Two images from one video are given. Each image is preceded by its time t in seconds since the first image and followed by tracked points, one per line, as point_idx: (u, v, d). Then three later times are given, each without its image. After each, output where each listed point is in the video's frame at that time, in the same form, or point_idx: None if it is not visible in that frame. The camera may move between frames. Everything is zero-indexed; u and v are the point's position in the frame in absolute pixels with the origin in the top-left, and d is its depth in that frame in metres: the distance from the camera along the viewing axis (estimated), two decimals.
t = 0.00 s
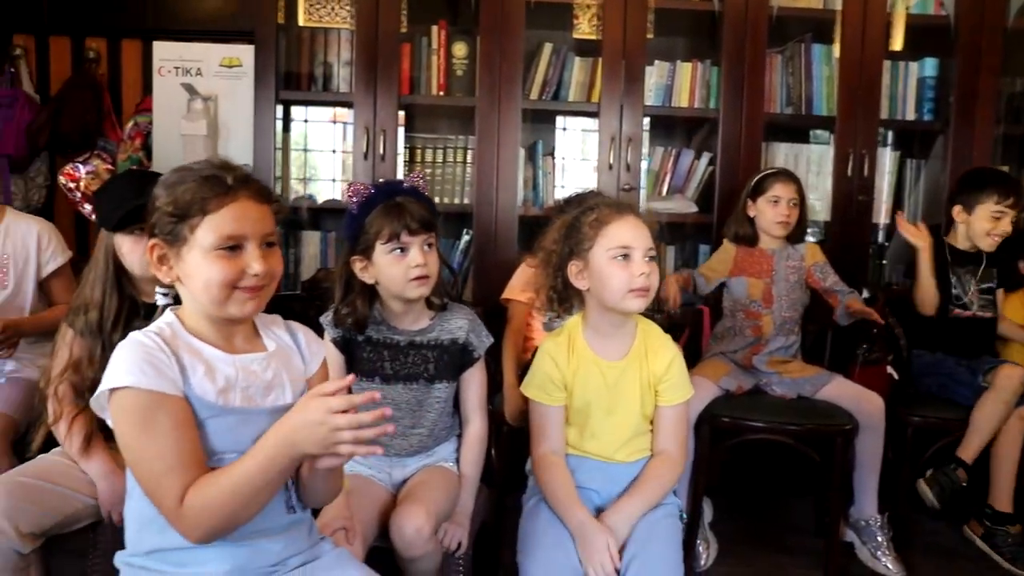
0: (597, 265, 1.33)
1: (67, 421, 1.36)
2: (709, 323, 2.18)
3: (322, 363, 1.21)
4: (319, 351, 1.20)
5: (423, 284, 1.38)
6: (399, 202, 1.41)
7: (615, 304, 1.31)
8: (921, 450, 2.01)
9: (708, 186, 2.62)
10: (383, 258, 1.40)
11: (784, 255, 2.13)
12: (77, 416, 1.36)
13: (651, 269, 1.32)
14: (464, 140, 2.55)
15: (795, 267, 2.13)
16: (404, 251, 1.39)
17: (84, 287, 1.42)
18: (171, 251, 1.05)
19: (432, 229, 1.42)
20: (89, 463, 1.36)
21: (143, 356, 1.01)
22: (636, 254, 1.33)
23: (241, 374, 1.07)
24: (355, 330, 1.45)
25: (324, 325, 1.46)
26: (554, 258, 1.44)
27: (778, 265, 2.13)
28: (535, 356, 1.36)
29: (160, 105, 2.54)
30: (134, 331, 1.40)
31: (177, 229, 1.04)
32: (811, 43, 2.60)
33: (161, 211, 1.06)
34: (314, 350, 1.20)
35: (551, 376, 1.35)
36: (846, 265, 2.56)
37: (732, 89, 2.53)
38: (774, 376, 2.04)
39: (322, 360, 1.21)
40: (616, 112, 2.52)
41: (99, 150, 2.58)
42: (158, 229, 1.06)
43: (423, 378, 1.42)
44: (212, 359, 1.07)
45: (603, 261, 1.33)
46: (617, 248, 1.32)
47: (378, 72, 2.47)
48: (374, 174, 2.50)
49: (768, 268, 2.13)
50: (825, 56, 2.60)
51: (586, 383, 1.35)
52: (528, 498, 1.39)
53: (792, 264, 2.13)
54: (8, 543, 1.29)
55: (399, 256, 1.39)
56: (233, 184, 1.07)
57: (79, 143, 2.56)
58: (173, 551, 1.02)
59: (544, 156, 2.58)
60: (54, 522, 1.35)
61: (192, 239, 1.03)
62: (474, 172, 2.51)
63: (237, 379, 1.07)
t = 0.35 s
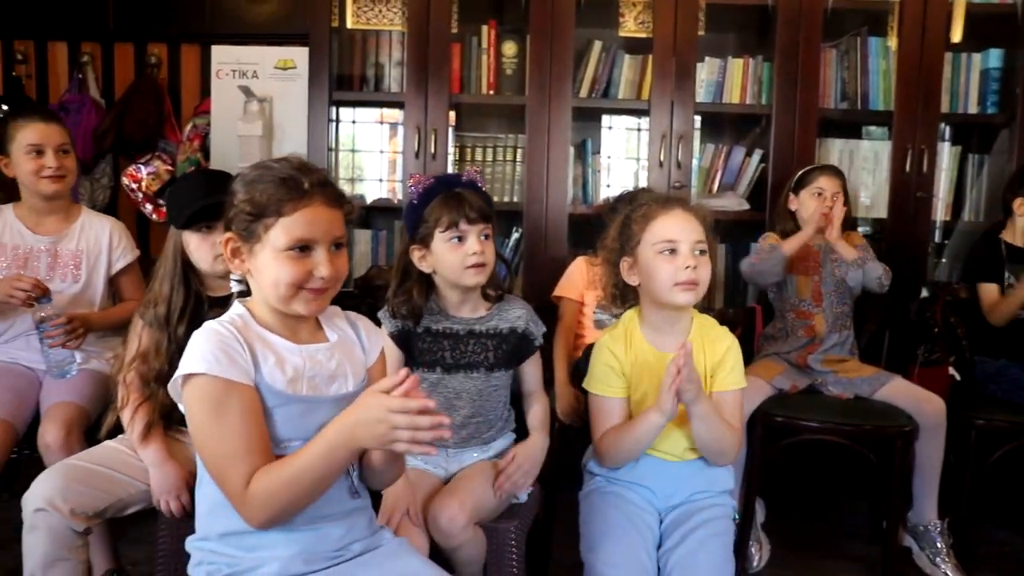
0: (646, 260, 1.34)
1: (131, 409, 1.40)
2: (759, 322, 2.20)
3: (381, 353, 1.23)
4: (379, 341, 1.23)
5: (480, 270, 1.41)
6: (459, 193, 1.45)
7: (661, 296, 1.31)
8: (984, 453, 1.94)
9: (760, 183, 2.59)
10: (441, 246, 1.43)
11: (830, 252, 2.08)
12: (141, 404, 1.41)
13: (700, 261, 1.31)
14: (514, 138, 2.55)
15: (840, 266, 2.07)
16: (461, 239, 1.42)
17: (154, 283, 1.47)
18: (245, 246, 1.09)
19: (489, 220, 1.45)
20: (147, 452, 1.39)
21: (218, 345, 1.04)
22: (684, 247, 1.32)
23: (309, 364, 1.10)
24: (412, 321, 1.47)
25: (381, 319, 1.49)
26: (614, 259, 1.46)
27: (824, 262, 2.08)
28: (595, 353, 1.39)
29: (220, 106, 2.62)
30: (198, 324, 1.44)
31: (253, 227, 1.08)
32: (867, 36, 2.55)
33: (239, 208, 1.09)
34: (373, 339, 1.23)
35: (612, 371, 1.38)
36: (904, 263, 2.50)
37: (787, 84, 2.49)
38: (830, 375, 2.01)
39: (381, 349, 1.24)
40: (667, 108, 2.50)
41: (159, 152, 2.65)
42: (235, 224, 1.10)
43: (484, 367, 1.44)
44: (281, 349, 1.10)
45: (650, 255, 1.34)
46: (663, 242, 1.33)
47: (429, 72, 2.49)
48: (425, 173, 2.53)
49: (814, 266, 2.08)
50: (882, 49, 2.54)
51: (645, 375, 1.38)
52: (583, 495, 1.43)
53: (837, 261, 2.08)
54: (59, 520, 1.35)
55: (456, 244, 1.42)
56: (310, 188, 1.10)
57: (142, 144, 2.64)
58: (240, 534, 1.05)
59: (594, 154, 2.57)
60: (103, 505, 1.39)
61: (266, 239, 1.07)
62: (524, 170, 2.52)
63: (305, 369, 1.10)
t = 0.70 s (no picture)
0: (682, 261, 1.42)
1: (181, 399, 1.43)
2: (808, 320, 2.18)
3: (423, 346, 1.24)
4: (420, 334, 1.24)
5: (528, 263, 1.43)
6: (510, 187, 1.47)
7: (694, 295, 1.39)
8: None
9: (808, 180, 2.54)
10: (491, 237, 1.46)
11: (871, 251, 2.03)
12: (190, 395, 1.43)
13: (728, 264, 1.36)
14: (557, 136, 2.54)
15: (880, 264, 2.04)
16: (509, 232, 1.44)
17: (206, 276, 1.49)
18: (295, 244, 1.10)
19: (538, 215, 1.46)
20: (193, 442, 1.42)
21: (261, 340, 1.06)
22: (715, 250, 1.38)
23: (350, 357, 1.11)
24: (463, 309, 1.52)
25: (433, 315, 1.50)
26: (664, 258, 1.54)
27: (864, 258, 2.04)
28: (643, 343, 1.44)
29: (268, 106, 2.69)
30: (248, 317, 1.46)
31: (303, 225, 1.09)
32: (922, 28, 2.48)
33: (290, 206, 1.11)
34: (415, 333, 1.24)
35: (658, 360, 1.42)
36: (961, 262, 2.42)
37: (837, 79, 2.44)
38: (882, 376, 1.96)
39: (423, 342, 1.24)
40: (714, 104, 2.47)
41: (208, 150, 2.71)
42: (286, 222, 1.12)
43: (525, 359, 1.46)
44: (323, 343, 1.11)
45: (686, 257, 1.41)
46: (695, 246, 1.40)
47: (473, 71, 2.50)
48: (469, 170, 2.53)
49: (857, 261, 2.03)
50: (937, 41, 2.47)
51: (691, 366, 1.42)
52: (629, 493, 1.42)
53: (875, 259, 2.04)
54: (109, 506, 1.40)
55: (504, 238, 1.44)
56: (359, 187, 1.11)
57: (192, 143, 2.69)
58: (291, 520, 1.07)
59: (638, 151, 2.54)
60: (148, 493, 1.42)
61: (316, 236, 1.08)
62: (568, 168, 2.51)
63: (346, 361, 1.11)
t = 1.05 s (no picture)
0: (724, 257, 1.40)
1: (225, 394, 1.44)
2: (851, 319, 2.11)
3: (458, 346, 1.24)
4: (456, 333, 1.23)
5: (568, 257, 1.41)
6: (552, 181, 1.46)
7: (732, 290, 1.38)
8: None
9: (851, 177, 2.47)
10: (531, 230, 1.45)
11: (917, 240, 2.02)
12: (233, 391, 1.44)
13: (766, 262, 1.34)
14: (594, 132, 2.51)
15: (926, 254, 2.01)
16: (550, 227, 1.43)
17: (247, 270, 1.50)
18: (334, 243, 1.10)
19: (579, 210, 1.45)
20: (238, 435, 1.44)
21: (305, 339, 1.05)
22: (754, 246, 1.35)
23: (389, 358, 1.10)
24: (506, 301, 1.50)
25: (475, 311, 1.48)
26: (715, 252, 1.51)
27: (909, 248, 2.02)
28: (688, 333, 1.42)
29: (306, 105, 2.71)
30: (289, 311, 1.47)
31: (343, 224, 1.08)
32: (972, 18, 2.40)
33: (328, 205, 1.10)
34: (450, 332, 1.23)
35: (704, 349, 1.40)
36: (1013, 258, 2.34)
37: (882, 72, 2.37)
38: (930, 377, 1.90)
39: (458, 342, 1.24)
40: (755, 100, 2.43)
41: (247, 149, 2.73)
42: (324, 221, 1.11)
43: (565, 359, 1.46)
44: (363, 344, 1.10)
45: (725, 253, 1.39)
46: (734, 242, 1.37)
47: (510, 67, 2.49)
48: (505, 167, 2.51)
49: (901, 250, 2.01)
50: (988, 32, 2.39)
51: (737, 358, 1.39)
52: (669, 489, 1.39)
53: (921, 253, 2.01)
54: (169, 501, 1.41)
55: (545, 230, 1.43)
56: (399, 186, 1.10)
57: (231, 142, 2.73)
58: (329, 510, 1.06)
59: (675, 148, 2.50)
60: (205, 488, 1.44)
61: (356, 236, 1.07)
62: (605, 165, 2.48)
63: (386, 363, 1.10)
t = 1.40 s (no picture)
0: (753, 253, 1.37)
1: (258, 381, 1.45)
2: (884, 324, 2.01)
3: (493, 355, 1.20)
4: (491, 344, 1.19)
5: (588, 257, 1.39)
6: (576, 178, 1.42)
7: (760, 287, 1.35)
8: None
9: (884, 173, 2.40)
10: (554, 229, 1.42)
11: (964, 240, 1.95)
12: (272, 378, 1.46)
13: (792, 259, 1.30)
14: (619, 129, 2.47)
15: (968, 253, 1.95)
16: (571, 226, 1.40)
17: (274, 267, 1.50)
18: (361, 245, 1.08)
19: (604, 207, 1.41)
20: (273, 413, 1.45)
21: (340, 343, 1.03)
22: (782, 242, 1.31)
23: (422, 370, 1.07)
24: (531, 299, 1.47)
25: (500, 309, 1.46)
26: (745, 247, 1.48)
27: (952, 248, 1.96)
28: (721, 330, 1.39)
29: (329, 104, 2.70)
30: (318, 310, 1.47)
31: (368, 222, 1.07)
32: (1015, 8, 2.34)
33: (353, 205, 1.08)
34: (484, 342, 1.19)
35: (735, 347, 1.37)
36: None
37: (918, 66, 2.31)
38: (969, 379, 1.85)
39: (493, 351, 1.20)
40: (784, 96, 2.37)
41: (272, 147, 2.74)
42: (350, 222, 1.09)
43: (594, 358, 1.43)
44: (397, 354, 1.07)
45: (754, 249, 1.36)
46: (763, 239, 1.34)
47: (535, 63, 2.46)
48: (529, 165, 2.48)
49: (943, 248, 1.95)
50: None
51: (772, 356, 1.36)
52: (703, 492, 1.35)
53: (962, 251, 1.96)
54: (221, 504, 1.36)
55: (566, 229, 1.40)
56: (422, 180, 1.08)
57: (255, 141, 2.74)
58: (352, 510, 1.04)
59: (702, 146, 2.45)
60: (253, 489, 1.39)
61: (382, 233, 1.05)
62: (631, 162, 2.43)
63: (418, 376, 1.07)
